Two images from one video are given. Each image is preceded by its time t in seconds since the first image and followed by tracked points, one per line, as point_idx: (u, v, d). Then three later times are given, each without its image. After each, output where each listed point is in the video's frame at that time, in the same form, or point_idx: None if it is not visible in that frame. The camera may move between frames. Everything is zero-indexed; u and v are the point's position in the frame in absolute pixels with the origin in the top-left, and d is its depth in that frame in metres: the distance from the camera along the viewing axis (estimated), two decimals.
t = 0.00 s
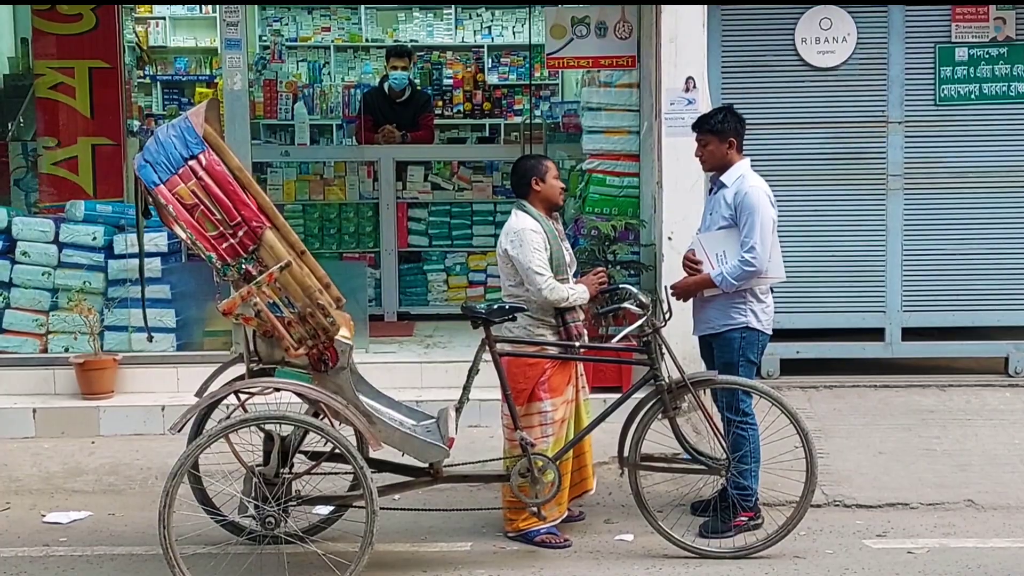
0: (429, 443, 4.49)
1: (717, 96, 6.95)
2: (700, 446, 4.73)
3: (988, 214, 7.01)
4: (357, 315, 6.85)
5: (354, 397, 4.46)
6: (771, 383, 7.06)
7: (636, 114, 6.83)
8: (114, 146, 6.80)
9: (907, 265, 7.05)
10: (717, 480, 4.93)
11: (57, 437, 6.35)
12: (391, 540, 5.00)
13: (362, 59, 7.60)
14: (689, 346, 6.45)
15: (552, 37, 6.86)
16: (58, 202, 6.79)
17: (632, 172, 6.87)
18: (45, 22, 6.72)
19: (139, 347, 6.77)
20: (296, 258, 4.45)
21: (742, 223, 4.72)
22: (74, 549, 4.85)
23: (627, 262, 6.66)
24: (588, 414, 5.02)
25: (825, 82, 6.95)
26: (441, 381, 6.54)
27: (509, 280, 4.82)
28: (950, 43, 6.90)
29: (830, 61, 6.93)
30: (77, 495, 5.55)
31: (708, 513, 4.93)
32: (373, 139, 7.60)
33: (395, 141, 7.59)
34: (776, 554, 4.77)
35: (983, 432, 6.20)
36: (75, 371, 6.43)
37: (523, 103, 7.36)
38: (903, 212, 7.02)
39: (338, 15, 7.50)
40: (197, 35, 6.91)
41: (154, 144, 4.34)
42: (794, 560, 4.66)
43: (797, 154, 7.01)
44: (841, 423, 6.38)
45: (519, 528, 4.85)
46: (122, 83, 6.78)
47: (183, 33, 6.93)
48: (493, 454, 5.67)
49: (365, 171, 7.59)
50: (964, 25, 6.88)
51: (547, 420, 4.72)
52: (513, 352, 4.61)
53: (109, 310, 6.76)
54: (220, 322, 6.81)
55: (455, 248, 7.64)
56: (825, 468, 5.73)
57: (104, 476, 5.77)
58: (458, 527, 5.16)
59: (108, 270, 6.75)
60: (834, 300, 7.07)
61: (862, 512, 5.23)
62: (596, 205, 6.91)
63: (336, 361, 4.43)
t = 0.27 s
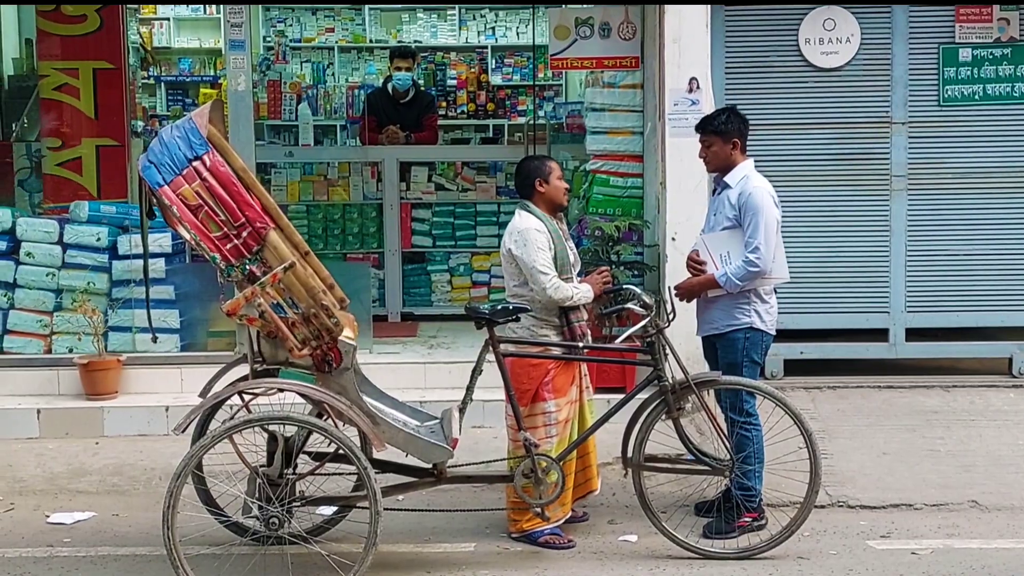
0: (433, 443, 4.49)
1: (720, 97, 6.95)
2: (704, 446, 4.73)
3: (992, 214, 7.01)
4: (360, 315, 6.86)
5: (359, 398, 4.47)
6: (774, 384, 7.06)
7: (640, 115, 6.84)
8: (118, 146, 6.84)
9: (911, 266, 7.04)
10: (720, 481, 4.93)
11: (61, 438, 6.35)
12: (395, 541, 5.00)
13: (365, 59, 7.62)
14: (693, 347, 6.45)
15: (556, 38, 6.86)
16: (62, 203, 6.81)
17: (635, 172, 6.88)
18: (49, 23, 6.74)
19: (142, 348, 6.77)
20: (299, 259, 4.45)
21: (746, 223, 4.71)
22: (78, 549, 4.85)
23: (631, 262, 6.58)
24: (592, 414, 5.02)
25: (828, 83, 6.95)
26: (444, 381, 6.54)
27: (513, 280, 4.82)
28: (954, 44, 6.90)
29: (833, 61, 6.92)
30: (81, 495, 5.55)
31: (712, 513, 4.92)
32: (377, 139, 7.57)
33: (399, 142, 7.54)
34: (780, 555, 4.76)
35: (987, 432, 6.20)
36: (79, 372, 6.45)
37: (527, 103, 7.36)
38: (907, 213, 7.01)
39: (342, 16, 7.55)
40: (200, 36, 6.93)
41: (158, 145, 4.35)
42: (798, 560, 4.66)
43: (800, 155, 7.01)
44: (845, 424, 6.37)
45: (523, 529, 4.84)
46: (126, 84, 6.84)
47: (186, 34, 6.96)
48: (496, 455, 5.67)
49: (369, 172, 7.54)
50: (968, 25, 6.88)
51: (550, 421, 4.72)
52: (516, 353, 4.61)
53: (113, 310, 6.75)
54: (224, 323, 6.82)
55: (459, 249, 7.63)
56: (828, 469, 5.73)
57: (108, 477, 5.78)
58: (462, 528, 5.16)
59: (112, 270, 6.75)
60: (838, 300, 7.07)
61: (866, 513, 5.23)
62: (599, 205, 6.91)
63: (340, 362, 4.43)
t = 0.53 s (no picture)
0: (435, 442, 4.49)
1: (723, 95, 6.95)
2: (706, 445, 4.74)
3: (995, 213, 7.01)
4: (363, 314, 6.86)
5: (362, 397, 4.47)
6: (777, 383, 7.06)
7: (642, 113, 6.89)
8: (122, 146, 6.82)
9: (914, 265, 7.04)
10: (723, 479, 4.93)
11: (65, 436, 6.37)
12: (398, 539, 5.00)
13: (368, 57, 7.55)
14: (695, 345, 6.47)
15: (558, 36, 6.84)
16: (65, 201, 6.80)
17: (638, 171, 6.92)
18: (52, 21, 6.74)
19: (145, 346, 6.81)
20: (303, 258, 4.45)
21: (750, 222, 4.72)
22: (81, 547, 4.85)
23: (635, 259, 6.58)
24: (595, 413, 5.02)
25: (831, 82, 6.95)
26: (447, 380, 6.55)
27: (516, 279, 4.82)
28: (957, 42, 6.89)
29: (836, 60, 6.92)
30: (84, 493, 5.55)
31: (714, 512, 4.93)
32: (380, 138, 7.57)
33: (401, 140, 7.56)
34: (782, 553, 4.76)
35: (990, 431, 6.20)
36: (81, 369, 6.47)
37: (529, 102, 7.33)
38: (910, 212, 7.01)
39: (344, 14, 7.48)
40: (203, 35, 6.90)
41: (161, 143, 4.34)
42: (800, 559, 4.66)
43: (803, 153, 7.01)
44: (848, 422, 6.38)
45: (525, 528, 4.85)
46: (130, 83, 6.83)
47: (189, 32, 6.92)
48: (499, 454, 5.67)
49: (372, 170, 7.58)
50: (972, 24, 6.87)
51: (553, 419, 4.72)
52: (519, 351, 4.61)
53: (116, 309, 6.79)
54: (227, 322, 6.85)
55: (461, 247, 7.65)
56: (831, 468, 5.73)
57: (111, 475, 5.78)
58: (466, 526, 5.17)
59: (116, 269, 6.75)
60: (840, 299, 7.07)
61: (869, 512, 5.23)
62: (602, 204, 6.95)
63: (343, 361, 4.45)
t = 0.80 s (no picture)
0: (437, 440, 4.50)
1: (724, 94, 6.95)
2: (708, 445, 4.73)
3: (997, 212, 7.01)
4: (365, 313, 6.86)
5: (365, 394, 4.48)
6: (779, 382, 7.06)
7: (644, 113, 6.89)
8: (123, 146, 6.87)
9: (915, 263, 7.05)
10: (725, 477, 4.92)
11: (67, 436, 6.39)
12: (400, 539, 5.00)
13: (370, 57, 7.51)
14: (697, 344, 6.48)
15: (560, 35, 6.87)
16: (66, 201, 6.83)
17: (640, 170, 6.92)
18: (53, 21, 6.80)
19: (147, 345, 6.81)
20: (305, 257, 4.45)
21: (751, 221, 4.72)
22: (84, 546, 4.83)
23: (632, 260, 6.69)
24: (597, 411, 5.00)
25: (833, 81, 6.95)
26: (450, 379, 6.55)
27: (517, 277, 4.83)
28: (958, 41, 6.89)
29: (838, 59, 6.93)
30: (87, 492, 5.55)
31: (715, 511, 4.92)
32: (381, 138, 7.59)
33: (403, 140, 7.58)
34: (784, 552, 4.76)
35: (992, 430, 6.20)
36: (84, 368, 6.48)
37: (531, 102, 7.33)
38: (911, 211, 7.01)
39: (346, 14, 7.46)
40: (205, 34, 7.03)
41: (162, 143, 4.36)
42: (802, 558, 4.66)
43: (804, 152, 7.01)
44: (850, 422, 6.38)
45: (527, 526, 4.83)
46: (131, 81, 6.87)
47: (191, 32, 6.99)
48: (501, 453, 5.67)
49: (374, 169, 7.61)
50: (973, 23, 6.87)
51: (555, 419, 4.73)
52: (521, 351, 4.61)
53: (117, 308, 6.78)
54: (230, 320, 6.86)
55: (463, 246, 7.64)
56: (833, 467, 5.73)
57: (113, 474, 5.78)
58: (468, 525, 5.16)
59: (117, 268, 6.77)
60: (842, 298, 7.07)
61: (870, 511, 5.23)
62: (605, 204, 6.95)
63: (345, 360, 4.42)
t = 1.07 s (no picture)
0: (433, 439, 4.46)
1: (725, 93, 6.95)
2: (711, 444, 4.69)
3: (999, 212, 7.00)
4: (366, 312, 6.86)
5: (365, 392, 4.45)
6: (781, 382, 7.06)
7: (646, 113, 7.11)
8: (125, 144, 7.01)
9: (918, 263, 7.04)
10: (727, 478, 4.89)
11: (67, 436, 6.38)
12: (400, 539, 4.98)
13: (371, 56, 7.35)
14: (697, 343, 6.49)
15: (561, 35, 7.01)
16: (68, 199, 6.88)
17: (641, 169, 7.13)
18: (54, 20, 6.92)
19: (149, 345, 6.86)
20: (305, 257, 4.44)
21: (753, 221, 4.72)
22: (84, 546, 4.81)
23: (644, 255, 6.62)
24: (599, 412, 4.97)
25: (834, 80, 6.95)
26: (450, 379, 6.56)
27: (519, 277, 4.82)
28: (960, 41, 6.89)
29: (839, 58, 6.92)
30: (87, 492, 5.54)
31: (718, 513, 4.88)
32: (383, 136, 7.49)
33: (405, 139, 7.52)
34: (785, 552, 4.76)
35: (993, 429, 6.19)
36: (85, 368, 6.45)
37: (532, 101, 7.27)
38: (913, 210, 7.00)
39: (347, 13, 7.34)
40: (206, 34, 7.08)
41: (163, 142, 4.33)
42: (804, 558, 4.66)
43: (806, 151, 7.01)
44: (851, 421, 6.37)
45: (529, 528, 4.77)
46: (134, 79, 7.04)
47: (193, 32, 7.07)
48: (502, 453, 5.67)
49: (375, 169, 7.55)
50: (974, 22, 6.87)
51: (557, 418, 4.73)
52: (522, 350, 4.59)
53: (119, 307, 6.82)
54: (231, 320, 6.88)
55: (464, 246, 7.61)
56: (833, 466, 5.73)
57: (114, 473, 5.77)
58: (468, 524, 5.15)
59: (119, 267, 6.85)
60: (843, 298, 7.07)
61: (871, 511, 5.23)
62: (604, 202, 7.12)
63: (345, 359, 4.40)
